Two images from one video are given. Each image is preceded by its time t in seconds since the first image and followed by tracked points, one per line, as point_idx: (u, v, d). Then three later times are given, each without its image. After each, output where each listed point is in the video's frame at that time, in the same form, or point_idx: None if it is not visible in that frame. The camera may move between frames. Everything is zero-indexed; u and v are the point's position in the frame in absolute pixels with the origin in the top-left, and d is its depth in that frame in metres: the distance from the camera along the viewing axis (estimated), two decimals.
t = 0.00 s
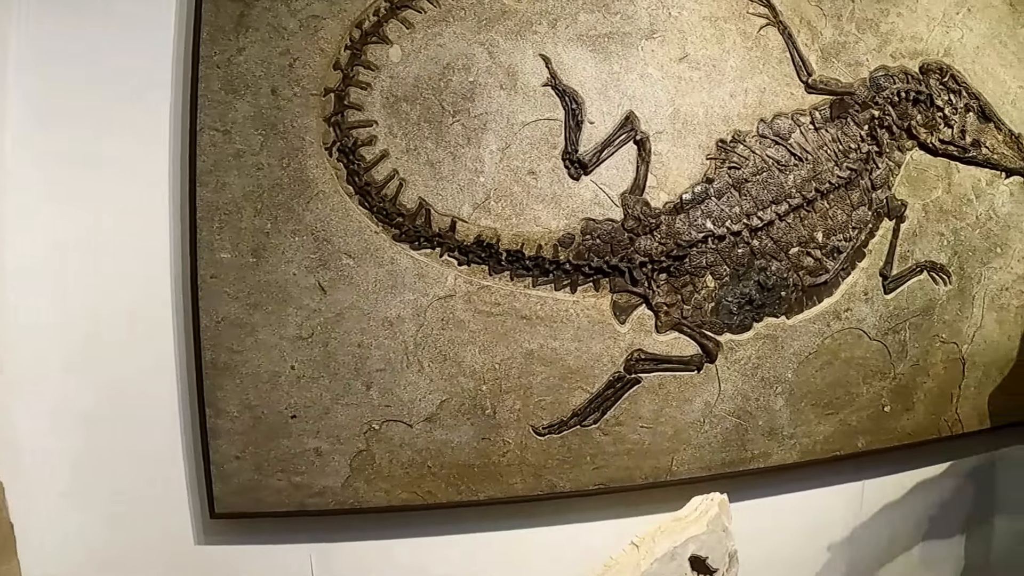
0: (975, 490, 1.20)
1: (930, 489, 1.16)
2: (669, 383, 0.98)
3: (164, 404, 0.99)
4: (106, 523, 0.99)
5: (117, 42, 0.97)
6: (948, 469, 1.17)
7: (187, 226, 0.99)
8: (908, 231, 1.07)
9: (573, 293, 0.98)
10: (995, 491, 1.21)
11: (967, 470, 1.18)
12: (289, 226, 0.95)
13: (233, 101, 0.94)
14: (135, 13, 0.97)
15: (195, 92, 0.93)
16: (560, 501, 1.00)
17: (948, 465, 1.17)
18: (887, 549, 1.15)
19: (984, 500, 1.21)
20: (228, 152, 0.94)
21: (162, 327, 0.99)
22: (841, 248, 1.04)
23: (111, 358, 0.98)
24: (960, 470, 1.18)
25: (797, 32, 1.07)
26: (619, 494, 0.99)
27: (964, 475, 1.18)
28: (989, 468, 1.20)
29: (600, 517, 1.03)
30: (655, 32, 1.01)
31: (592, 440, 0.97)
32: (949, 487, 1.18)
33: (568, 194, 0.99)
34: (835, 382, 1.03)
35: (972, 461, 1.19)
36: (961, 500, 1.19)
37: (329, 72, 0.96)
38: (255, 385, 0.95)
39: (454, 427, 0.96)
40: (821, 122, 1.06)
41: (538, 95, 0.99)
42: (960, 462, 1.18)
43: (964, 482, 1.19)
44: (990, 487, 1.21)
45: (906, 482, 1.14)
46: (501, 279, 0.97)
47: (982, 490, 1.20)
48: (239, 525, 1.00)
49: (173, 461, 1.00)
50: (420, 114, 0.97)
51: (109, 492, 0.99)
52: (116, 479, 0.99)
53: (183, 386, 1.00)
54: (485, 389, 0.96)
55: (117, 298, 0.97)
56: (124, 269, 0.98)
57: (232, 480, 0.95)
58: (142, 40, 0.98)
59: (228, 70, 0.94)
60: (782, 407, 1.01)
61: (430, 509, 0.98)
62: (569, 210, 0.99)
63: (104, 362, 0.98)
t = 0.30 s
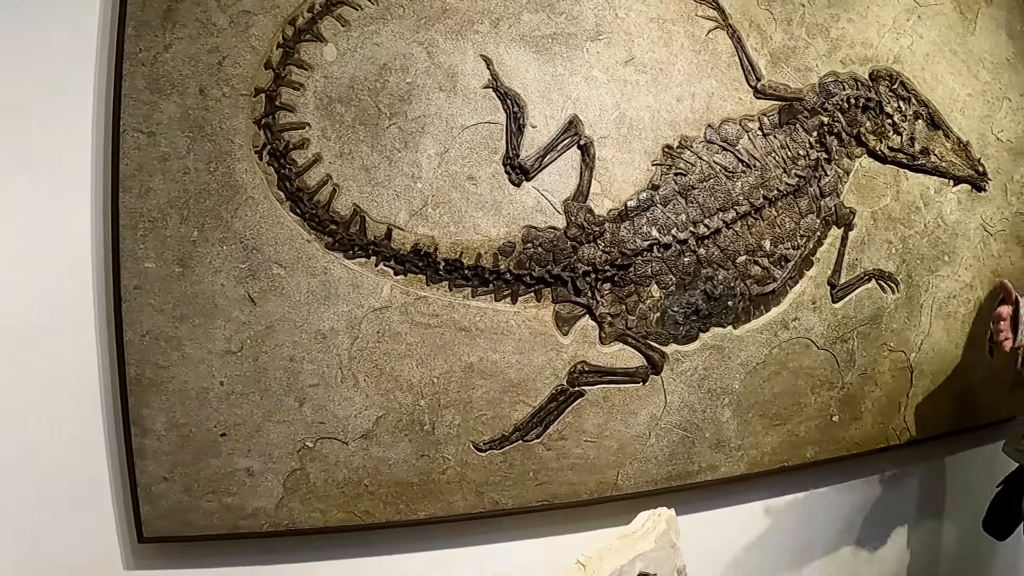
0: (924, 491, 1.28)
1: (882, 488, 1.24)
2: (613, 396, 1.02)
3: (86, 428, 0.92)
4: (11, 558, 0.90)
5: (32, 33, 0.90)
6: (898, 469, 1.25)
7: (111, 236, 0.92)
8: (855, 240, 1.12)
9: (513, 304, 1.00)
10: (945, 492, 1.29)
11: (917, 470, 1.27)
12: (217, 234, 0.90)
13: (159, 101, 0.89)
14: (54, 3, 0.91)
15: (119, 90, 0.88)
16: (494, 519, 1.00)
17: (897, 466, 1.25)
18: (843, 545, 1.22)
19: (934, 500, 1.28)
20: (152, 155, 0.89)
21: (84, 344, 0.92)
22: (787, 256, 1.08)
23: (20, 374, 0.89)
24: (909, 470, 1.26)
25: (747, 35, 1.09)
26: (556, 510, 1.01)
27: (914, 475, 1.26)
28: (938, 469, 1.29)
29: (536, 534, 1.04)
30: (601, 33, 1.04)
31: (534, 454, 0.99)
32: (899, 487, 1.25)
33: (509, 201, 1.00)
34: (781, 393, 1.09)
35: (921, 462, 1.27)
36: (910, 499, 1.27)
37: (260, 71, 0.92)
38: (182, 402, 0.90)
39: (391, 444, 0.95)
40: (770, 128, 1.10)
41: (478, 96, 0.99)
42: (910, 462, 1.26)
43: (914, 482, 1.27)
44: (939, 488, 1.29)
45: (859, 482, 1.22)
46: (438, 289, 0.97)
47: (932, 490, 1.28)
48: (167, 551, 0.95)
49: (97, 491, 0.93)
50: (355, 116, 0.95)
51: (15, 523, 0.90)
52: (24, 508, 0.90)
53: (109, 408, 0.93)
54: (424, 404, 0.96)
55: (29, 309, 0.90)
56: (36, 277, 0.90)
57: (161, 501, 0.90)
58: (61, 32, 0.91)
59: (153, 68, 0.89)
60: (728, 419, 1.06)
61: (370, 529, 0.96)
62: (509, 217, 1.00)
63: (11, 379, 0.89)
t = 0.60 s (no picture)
0: (887, 491, 1.36)
1: (850, 491, 1.31)
2: (572, 406, 1.03)
3: (30, 451, 0.88)
4: None
5: None
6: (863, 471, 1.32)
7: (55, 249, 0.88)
8: (809, 244, 1.18)
9: (470, 312, 0.99)
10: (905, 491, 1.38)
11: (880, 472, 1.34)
12: (164, 244, 0.87)
13: (102, 105, 0.85)
14: None
15: (60, 94, 0.84)
16: (452, 532, 1.01)
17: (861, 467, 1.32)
18: (819, 549, 1.27)
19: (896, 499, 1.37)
20: (96, 161, 0.85)
21: (28, 362, 0.88)
22: (742, 261, 1.12)
23: None
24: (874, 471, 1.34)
25: (703, 40, 1.12)
26: (517, 521, 1.02)
27: (877, 475, 1.34)
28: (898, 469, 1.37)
29: (496, 545, 1.04)
30: (558, 37, 1.04)
31: (493, 466, 0.99)
32: (866, 489, 1.33)
33: (465, 207, 0.99)
34: (739, 398, 1.13)
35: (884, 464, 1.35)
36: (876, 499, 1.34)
37: (208, 74, 0.89)
38: (129, 420, 0.86)
39: (346, 458, 0.94)
40: (725, 133, 1.13)
41: (433, 101, 0.98)
42: (874, 465, 1.33)
43: (879, 483, 1.34)
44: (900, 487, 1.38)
45: (829, 486, 1.28)
46: (392, 298, 0.96)
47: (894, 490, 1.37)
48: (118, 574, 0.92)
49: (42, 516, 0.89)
50: (306, 120, 0.92)
51: None
52: None
53: (55, 428, 0.89)
54: (380, 417, 0.95)
55: None
56: None
57: (110, 523, 0.86)
58: None
59: (96, 70, 0.85)
60: (687, 425, 1.09)
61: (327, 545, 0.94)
62: (464, 224, 0.99)
63: None
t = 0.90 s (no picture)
0: (871, 492, 1.45)
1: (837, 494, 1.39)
2: (565, 412, 1.05)
3: (17, 469, 0.84)
4: None
5: None
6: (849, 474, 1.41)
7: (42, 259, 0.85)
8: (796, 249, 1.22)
9: (463, 319, 1.00)
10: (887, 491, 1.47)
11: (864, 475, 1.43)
12: (154, 252, 0.86)
13: (90, 110, 0.84)
14: None
15: (46, 97, 0.82)
16: (445, 541, 1.02)
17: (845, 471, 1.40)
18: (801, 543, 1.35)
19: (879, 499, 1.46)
20: (84, 167, 0.84)
21: (10, 373, 0.84)
22: (732, 266, 1.16)
23: None
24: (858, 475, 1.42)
25: (692, 46, 1.14)
26: (514, 527, 1.04)
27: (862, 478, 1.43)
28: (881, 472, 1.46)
29: (487, 554, 1.05)
30: (550, 43, 1.05)
31: (486, 473, 1.01)
32: (850, 491, 1.41)
33: (457, 214, 1.00)
34: (730, 402, 1.17)
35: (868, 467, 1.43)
36: (859, 500, 1.43)
37: (199, 78, 0.88)
38: (118, 431, 0.85)
39: (340, 467, 0.94)
40: (715, 139, 1.16)
41: (426, 106, 0.98)
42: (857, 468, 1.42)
43: (862, 485, 1.43)
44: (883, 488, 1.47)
45: (816, 490, 1.36)
46: (386, 306, 0.96)
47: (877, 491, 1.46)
48: None
49: (31, 535, 0.86)
50: (298, 126, 0.92)
51: None
52: None
53: (42, 445, 0.86)
54: (374, 426, 0.95)
55: None
56: None
57: (100, 537, 0.85)
58: None
59: (84, 73, 0.84)
60: (677, 430, 1.12)
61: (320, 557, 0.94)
62: (457, 231, 1.00)
63: None
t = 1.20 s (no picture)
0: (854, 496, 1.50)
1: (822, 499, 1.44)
2: (559, 418, 1.06)
3: (9, 480, 0.83)
4: None
5: None
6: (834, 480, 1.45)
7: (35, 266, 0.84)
8: (786, 256, 1.26)
9: (458, 326, 1.00)
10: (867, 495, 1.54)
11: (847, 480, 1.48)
12: (149, 259, 0.86)
13: (84, 116, 0.83)
14: None
15: (41, 103, 0.82)
16: (442, 548, 1.03)
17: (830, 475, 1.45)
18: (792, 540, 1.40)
19: (860, 503, 1.52)
20: (79, 174, 0.83)
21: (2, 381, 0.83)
22: (722, 273, 1.19)
23: None
24: (841, 480, 1.47)
25: (684, 55, 1.16)
26: (510, 534, 1.05)
27: (844, 483, 1.48)
28: (863, 476, 1.52)
29: (482, 561, 1.07)
30: (544, 51, 1.06)
31: (482, 479, 1.02)
32: (833, 496, 1.46)
33: (453, 221, 1.00)
34: (721, 409, 1.20)
35: (851, 472, 1.49)
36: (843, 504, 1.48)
37: (195, 85, 0.88)
38: (113, 440, 0.84)
39: (336, 476, 0.94)
40: (706, 147, 1.18)
41: (422, 114, 0.98)
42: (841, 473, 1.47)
43: (844, 490, 1.48)
44: (865, 492, 1.52)
45: (804, 497, 1.40)
46: (382, 314, 0.96)
47: (859, 495, 1.51)
48: None
49: (22, 549, 0.84)
50: (295, 133, 0.92)
51: None
52: None
53: (36, 454, 0.85)
54: (370, 434, 0.95)
55: None
56: None
57: (94, 547, 0.84)
58: None
59: (79, 79, 0.83)
60: (670, 436, 1.15)
61: (315, 565, 0.95)
62: (453, 238, 1.01)
63: None
